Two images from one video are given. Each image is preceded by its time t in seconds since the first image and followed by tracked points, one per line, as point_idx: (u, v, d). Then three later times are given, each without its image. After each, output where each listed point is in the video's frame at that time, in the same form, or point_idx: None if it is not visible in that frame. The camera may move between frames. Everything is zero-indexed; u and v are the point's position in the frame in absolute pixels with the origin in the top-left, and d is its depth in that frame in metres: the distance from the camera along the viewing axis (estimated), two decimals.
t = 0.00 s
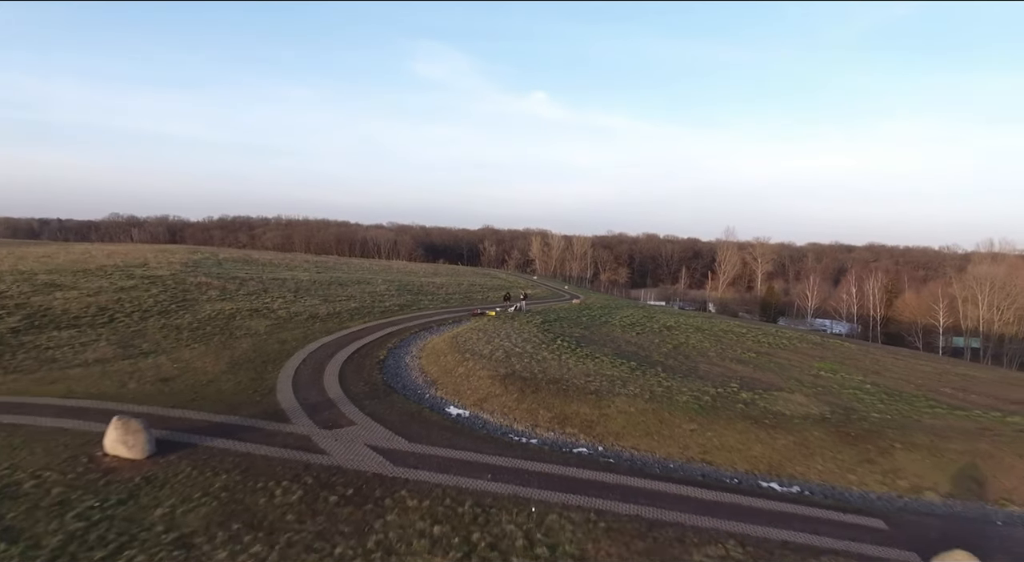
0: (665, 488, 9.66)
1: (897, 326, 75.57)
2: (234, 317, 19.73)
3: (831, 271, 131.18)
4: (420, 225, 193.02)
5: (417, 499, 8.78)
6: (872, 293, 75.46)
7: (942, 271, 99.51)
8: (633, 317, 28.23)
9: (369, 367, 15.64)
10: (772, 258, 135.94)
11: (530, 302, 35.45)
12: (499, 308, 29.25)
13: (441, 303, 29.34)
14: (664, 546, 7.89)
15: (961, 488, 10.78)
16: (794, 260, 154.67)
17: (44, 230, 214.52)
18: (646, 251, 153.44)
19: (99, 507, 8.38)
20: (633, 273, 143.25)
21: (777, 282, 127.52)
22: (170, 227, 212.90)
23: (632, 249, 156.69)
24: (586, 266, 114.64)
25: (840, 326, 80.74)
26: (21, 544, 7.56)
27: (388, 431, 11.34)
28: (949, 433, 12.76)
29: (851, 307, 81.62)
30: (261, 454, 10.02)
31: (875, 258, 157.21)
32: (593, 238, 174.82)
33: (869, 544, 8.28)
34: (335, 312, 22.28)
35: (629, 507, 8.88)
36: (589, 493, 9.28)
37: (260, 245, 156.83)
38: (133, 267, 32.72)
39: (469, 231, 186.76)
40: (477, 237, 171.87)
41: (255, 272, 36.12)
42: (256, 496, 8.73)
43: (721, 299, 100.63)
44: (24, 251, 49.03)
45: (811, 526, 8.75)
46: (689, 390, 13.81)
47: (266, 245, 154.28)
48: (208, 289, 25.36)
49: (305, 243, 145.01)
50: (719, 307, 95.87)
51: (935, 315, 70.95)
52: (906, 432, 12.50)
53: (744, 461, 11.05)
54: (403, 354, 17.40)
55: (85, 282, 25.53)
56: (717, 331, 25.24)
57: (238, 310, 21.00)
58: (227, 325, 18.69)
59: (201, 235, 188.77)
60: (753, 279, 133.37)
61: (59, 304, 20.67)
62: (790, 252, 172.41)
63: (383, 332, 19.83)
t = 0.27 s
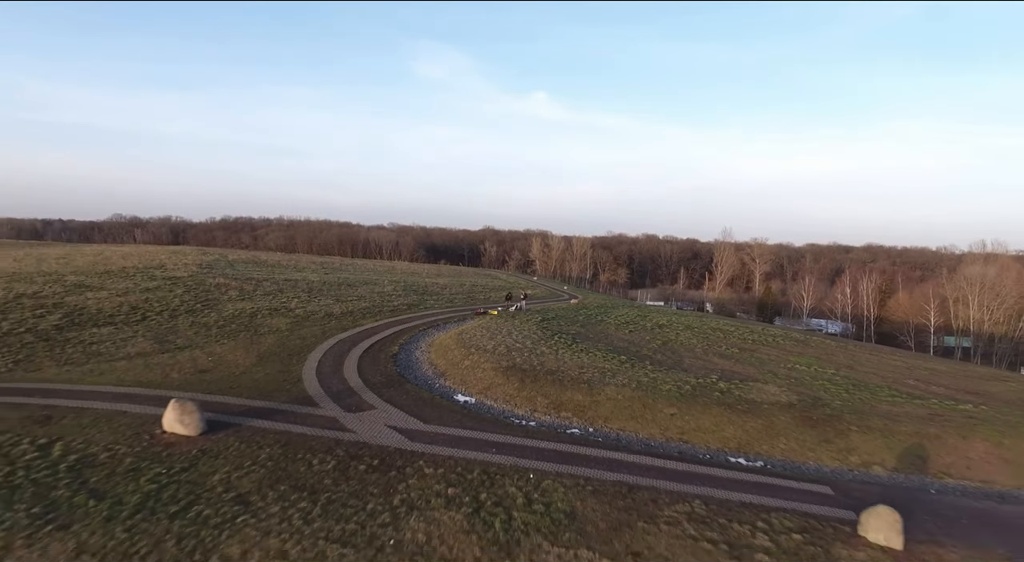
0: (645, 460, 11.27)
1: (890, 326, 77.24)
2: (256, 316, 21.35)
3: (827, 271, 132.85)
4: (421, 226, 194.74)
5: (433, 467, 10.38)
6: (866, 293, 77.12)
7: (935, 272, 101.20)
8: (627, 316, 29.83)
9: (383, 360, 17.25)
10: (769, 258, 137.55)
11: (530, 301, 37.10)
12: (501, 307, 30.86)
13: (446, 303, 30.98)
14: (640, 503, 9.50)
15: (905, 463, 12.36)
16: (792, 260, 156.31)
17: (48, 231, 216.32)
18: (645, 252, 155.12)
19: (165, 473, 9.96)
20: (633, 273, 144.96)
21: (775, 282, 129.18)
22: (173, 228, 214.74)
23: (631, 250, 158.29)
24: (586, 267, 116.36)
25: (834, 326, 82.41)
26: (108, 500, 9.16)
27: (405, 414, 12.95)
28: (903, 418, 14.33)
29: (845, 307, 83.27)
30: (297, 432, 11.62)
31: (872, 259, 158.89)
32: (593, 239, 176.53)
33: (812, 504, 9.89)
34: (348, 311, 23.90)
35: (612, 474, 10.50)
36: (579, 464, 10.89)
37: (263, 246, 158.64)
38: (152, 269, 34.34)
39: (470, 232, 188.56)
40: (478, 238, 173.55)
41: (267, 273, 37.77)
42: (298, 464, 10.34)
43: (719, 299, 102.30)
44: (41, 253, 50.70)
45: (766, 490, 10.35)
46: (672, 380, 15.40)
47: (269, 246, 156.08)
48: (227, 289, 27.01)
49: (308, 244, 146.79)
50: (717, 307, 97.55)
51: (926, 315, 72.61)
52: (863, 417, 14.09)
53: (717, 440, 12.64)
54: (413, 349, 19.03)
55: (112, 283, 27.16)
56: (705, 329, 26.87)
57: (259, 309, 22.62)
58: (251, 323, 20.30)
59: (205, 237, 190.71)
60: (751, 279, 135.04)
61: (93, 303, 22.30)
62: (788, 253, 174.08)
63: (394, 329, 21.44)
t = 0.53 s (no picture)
0: (630, 440, 12.91)
1: (882, 325, 79.05)
2: (276, 314, 22.99)
3: (824, 272, 134.72)
4: (422, 227, 196.36)
5: (446, 445, 12.00)
6: (859, 294, 78.93)
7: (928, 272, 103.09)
8: (622, 315, 31.43)
9: (395, 354, 18.89)
10: (767, 260, 139.10)
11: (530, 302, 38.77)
12: (502, 307, 32.48)
13: (450, 302, 32.68)
14: (624, 473, 11.14)
15: (862, 444, 13.97)
16: (790, 261, 157.86)
17: (52, 232, 217.88)
18: (644, 253, 156.92)
19: (216, 448, 11.57)
20: (632, 274, 146.68)
21: (772, 283, 130.95)
22: (176, 228, 216.47)
23: (630, 251, 159.87)
24: (585, 268, 118.06)
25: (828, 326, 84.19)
26: (171, 469, 10.76)
27: (418, 401, 14.58)
28: (865, 407, 15.93)
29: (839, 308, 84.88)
30: (324, 414, 13.25)
31: (868, 260, 160.52)
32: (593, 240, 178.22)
33: (772, 475, 11.51)
34: (360, 309, 25.57)
35: (601, 451, 12.13)
36: (572, 443, 12.51)
37: (266, 247, 160.33)
38: (170, 270, 35.96)
39: (471, 233, 190.29)
40: (479, 238, 175.14)
41: (278, 274, 39.42)
42: (329, 440, 11.96)
43: (716, 299, 104.02)
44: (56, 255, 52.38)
45: (734, 464, 11.98)
46: (658, 373, 17.00)
47: (272, 246, 157.72)
48: (245, 290, 28.65)
49: (310, 244, 148.41)
50: (714, 307, 99.32)
51: (917, 315, 74.36)
52: (829, 405, 15.70)
53: (695, 424, 14.25)
54: (422, 344, 20.70)
55: (136, 284, 28.80)
56: (695, 327, 28.56)
57: (277, 308, 24.25)
58: (272, 321, 21.93)
59: (208, 238, 192.42)
60: (748, 280, 136.86)
61: (123, 303, 23.93)
62: (786, 253, 175.91)
63: (403, 327, 23.07)
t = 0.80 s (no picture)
0: (616, 421, 14.98)
1: (874, 325, 81.06)
2: (297, 314, 25.08)
3: (820, 272, 136.70)
4: (424, 228, 198.41)
5: (458, 425, 14.08)
6: (851, 295, 80.91)
7: (921, 273, 105.08)
8: (616, 314, 33.47)
9: (408, 349, 20.97)
10: (764, 260, 141.06)
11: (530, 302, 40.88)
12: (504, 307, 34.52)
13: (455, 303, 34.78)
14: (609, 447, 13.22)
15: (820, 426, 16.03)
16: (787, 262, 159.84)
17: (57, 233, 220.02)
18: (644, 254, 158.95)
19: (264, 426, 13.65)
20: (631, 274, 148.71)
21: (769, 284, 132.91)
22: (180, 229, 218.51)
23: (629, 252, 161.87)
24: (584, 268, 120.08)
25: (822, 326, 86.19)
26: (228, 443, 12.84)
27: (432, 389, 16.64)
28: (827, 395, 17.99)
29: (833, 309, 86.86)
30: (352, 400, 15.32)
31: (865, 261, 162.45)
32: (593, 241, 180.29)
33: (735, 450, 13.59)
34: (373, 309, 27.67)
35: (590, 430, 14.21)
36: (565, 424, 14.58)
37: (270, 247, 162.46)
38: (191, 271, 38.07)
39: (472, 234, 192.36)
40: (480, 239, 177.20)
41: (291, 276, 41.52)
42: (358, 420, 14.04)
43: (713, 300, 106.01)
44: (75, 256, 54.48)
45: (704, 440, 14.05)
46: (644, 366, 19.07)
47: (275, 247, 159.72)
48: (264, 291, 30.75)
49: (313, 245, 150.57)
50: (711, 307, 101.36)
51: (908, 315, 76.34)
52: (795, 394, 17.77)
53: (674, 409, 16.31)
54: (432, 341, 22.78)
55: (163, 285, 30.92)
56: (684, 326, 30.65)
57: (298, 309, 26.34)
58: (294, 321, 24.00)
59: (212, 238, 194.53)
60: (745, 280, 138.85)
61: (156, 303, 26.02)
62: (784, 254, 177.79)
63: (414, 325, 25.13)
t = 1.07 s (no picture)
0: (608, 410, 16.68)
1: (868, 325, 82.65)
2: (312, 314, 26.78)
3: (817, 273, 138.27)
4: (425, 228, 200.11)
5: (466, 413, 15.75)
6: (845, 295, 82.48)
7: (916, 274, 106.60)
8: (612, 314, 35.13)
9: (417, 346, 22.63)
10: (762, 261, 142.62)
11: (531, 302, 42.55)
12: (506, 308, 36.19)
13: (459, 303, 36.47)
14: (600, 432, 14.91)
15: (793, 415, 17.68)
16: (784, 262, 161.43)
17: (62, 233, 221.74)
18: (643, 255, 160.58)
19: (293, 413, 15.34)
20: (630, 275, 150.39)
21: (766, 284, 134.50)
22: (182, 230, 220.35)
23: (629, 252, 163.62)
24: (584, 269, 121.75)
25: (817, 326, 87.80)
26: (263, 427, 14.54)
27: (441, 382, 18.30)
28: (803, 388, 19.63)
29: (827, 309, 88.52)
30: (370, 391, 17.00)
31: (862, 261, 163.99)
32: (593, 242, 181.93)
33: (712, 435, 15.29)
34: (382, 310, 29.37)
35: (584, 418, 15.91)
36: (562, 412, 16.26)
37: (273, 248, 164.29)
38: (205, 273, 39.77)
39: (473, 235, 194.13)
40: (480, 240, 179.21)
41: (301, 277, 43.23)
42: (377, 408, 15.72)
43: (710, 300, 107.64)
44: (89, 258, 56.32)
45: (685, 427, 15.75)
46: (635, 361, 20.73)
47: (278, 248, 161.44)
48: (278, 292, 32.46)
49: (316, 246, 152.38)
50: (709, 307, 103.01)
51: (900, 315, 77.91)
52: (772, 387, 19.43)
53: (661, 401, 17.97)
54: (439, 339, 24.45)
55: (183, 287, 32.65)
56: (677, 325, 32.32)
57: (312, 309, 28.05)
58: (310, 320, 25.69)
59: (215, 239, 196.32)
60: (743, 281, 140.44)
61: (179, 304, 27.75)
62: (782, 255, 179.28)
63: (421, 324, 26.80)
